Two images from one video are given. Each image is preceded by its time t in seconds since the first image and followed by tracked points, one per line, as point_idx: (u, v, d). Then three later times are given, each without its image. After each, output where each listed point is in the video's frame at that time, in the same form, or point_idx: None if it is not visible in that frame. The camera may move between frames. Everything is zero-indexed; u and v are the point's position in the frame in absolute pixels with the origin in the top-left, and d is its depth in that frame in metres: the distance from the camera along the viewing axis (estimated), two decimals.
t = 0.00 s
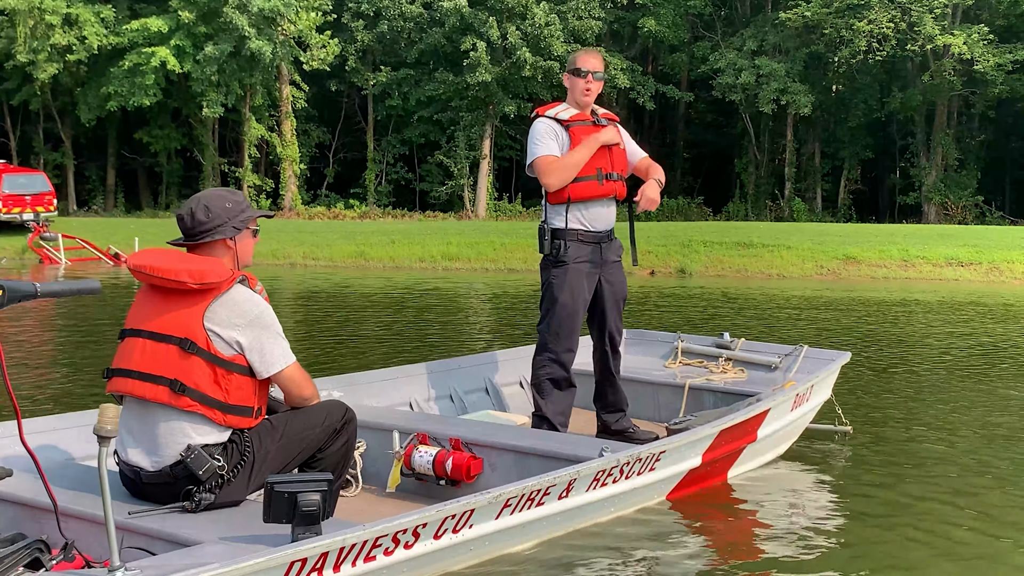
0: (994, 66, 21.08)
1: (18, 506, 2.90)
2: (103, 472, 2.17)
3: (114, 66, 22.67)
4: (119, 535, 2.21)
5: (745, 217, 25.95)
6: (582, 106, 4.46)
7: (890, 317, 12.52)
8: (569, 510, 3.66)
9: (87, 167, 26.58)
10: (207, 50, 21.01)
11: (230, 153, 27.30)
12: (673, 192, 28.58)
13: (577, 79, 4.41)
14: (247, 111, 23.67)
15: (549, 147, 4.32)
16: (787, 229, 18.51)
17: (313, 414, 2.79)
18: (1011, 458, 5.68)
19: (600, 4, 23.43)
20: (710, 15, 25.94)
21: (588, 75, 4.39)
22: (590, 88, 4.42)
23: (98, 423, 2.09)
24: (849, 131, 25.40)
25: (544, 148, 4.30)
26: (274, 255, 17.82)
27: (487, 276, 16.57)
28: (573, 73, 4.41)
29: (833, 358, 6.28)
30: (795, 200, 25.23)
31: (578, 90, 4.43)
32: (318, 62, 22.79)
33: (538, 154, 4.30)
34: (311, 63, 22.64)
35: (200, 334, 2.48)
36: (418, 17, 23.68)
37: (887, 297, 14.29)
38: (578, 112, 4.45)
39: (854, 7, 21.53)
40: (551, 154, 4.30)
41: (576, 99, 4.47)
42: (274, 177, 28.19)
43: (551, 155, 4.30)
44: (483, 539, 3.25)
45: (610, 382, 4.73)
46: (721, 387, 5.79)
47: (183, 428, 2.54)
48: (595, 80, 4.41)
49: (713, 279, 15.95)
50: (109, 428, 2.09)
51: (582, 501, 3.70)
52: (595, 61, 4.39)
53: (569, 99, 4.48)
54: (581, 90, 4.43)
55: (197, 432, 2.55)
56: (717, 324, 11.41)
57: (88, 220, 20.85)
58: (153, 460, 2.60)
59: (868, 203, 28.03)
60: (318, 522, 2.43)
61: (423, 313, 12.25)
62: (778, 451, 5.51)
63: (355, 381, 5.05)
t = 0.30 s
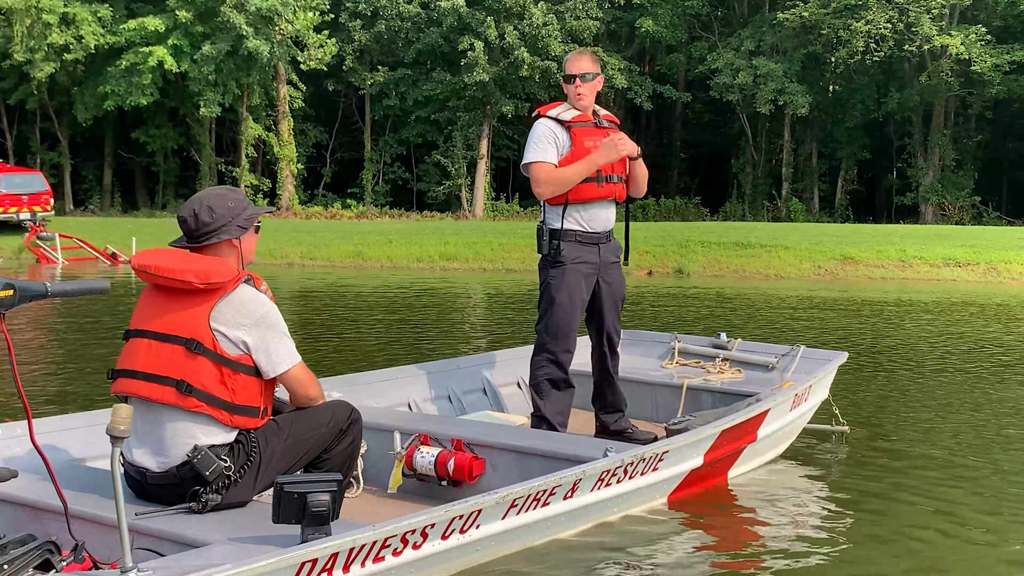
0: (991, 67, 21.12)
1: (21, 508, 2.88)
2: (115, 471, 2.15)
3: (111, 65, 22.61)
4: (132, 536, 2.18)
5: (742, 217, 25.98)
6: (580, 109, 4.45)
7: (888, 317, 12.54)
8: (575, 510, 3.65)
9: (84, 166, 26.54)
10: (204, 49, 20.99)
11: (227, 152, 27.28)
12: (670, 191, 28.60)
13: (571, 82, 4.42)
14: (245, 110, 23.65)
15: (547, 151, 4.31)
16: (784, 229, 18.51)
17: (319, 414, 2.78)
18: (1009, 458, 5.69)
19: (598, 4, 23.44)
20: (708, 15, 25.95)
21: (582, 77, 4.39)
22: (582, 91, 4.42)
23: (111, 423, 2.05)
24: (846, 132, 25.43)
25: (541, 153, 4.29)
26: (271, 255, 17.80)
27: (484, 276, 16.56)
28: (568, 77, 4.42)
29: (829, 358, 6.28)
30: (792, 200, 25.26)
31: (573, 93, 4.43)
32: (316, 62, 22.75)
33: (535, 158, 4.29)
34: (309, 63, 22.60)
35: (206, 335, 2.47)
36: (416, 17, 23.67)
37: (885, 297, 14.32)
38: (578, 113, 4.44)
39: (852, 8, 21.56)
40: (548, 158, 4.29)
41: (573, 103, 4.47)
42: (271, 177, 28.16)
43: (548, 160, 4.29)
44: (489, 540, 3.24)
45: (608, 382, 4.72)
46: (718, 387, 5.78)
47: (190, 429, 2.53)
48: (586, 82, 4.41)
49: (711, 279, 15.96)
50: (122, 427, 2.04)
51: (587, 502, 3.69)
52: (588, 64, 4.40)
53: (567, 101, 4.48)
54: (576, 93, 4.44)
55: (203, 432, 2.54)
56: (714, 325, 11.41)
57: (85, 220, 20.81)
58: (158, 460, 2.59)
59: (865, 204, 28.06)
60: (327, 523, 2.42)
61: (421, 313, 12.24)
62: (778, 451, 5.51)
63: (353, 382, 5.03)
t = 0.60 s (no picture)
0: (990, 67, 21.13)
1: (26, 511, 2.87)
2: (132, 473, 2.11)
3: (110, 65, 22.57)
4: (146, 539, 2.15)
5: (741, 217, 26.00)
6: (582, 109, 4.43)
7: (888, 317, 12.55)
8: (580, 511, 3.63)
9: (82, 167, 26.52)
10: (203, 49, 20.98)
11: (225, 152, 27.26)
12: (668, 192, 28.61)
13: (570, 86, 4.40)
14: (243, 110, 23.63)
15: (546, 155, 4.31)
16: (783, 229, 18.51)
17: (326, 414, 2.77)
18: (1010, 458, 5.69)
19: (597, 4, 23.44)
20: (706, 16, 25.95)
21: (582, 80, 4.37)
22: (584, 92, 4.40)
23: (125, 424, 2.01)
24: (845, 132, 25.46)
25: (540, 157, 4.29)
26: (270, 255, 17.78)
27: (483, 276, 16.55)
28: (567, 80, 4.41)
29: (828, 358, 6.27)
30: (791, 200, 25.28)
31: (574, 96, 4.41)
32: (314, 62, 22.70)
33: (535, 162, 4.29)
34: (308, 63, 22.55)
35: (214, 335, 2.46)
36: (414, 17, 23.67)
37: (884, 297, 14.32)
38: (579, 115, 4.43)
39: (851, 8, 21.56)
40: (547, 164, 4.29)
41: (574, 104, 4.45)
42: (270, 177, 28.14)
43: (547, 165, 4.29)
44: (497, 541, 3.23)
45: (608, 382, 4.72)
46: (717, 387, 5.77)
47: (198, 429, 2.52)
48: (587, 83, 4.38)
49: (711, 280, 15.96)
50: (136, 428, 2.00)
51: (592, 501, 3.68)
52: (586, 66, 4.38)
53: (568, 103, 4.46)
54: (577, 96, 4.42)
55: (211, 434, 2.53)
56: (714, 325, 11.42)
57: (83, 220, 20.80)
58: (166, 462, 2.58)
59: (864, 204, 28.05)
60: (338, 524, 2.40)
61: (420, 313, 12.23)
62: (778, 451, 5.50)
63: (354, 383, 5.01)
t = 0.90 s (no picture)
0: (990, 67, 21.14)
1: (33, 512, 2.84)
2: (147, 475, 2.08)
3: (110, 64, 22.55)
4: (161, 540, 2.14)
5: (741, 217, 26.00)
6: (583, 109, 4.42)
7: (888, 318, 12.54)
8: (588, 512, 3.62)
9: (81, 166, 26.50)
10: (203, 48, 20.97)
11: (225, 152, 27.25)
12: (668, 192, 28.62)
13: (572, 86, 4.39)
14: (242, 110, 23.60)
15: (550, 152, 4.28)
16: (784, 229, 18.51)
17: (335, 415, 2.76)
18: (1013, 459, 5.68)
19: (597, 4, 23.45)
20: (706, 16, 25.96)
21: (584, 81, 4.36)
22: (587, 93, 4.38)
23: (142, 426, 2.02)
24: (845, 132, 25.50)
25: (543, 153, 4.26)
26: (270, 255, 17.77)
27: (483, 276, 16.56)
28: (570, 80, 4.39)
29: (828, 358, 6.27)
30: (791, 200, 25.28)
31: (575, 97, 4.40)
32: (314, 62, 22.66)
33: (538, 159, 4.25)
34: (308, 63, 22.53)
35: (223, 336, 2.45)
36: (415, 17, 23.67)
37: (884, 298, 14.32)
38: (580, 114, 4.41)
39: (851, 8, 21.56)
40: (550, 161, 4.26)
41: (575, 104, 4.43)
42: (269, 177, 28.12)
43: (550, 161, 4.26)
44: (506, 542, 3.22)
45: (611, 382, 4.70)
46: (718, 387, 5.77)
47: (208, 431, 2.51)
48: (591, 84, 4.37)
49: (711, 279, 15.96)
50: (154, 431, 2.01)
51: (600, 502, 3.67)
52: (589, 66, 4.36)
53: (569, 102, 4.44)
54: (579, 96, 4.40)
55: (221, 435, 2.52)
56: (714, 325, 11.41)
57: (83, 219, 20.78)
58: (175, 463, 2.56)
59: (863, 204, 28.04)
60: (351, 526, 2.37)
61: (420, 313, 12.21)
62: (779, 451, 5.50)
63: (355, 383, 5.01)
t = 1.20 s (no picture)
0: (991, 67, 21.15)
1: (41, 514, 2.83)
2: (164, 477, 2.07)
3: (111, 63, 22.53)
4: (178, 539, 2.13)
5: (742, 216, 25.99)
6: (587, 108, 4.41)
7: (890, 317, 12.53)
8: (596, 512, 3.62)
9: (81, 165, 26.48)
10: (204, 48, 20.97)
11: (226, 152, 27.24)
12: (669, 191, 28.62)
13: (577, 83, 4.38)
14: (243, 109, 23.59)
15: (553, 153, 4.28)
16: (785, 229, 18.50)
17: (344, 415, 2.75)
18: (1014, 458, 5.67)
19: (598, 3, 23.44)
20: (706, 15, 25.95)
21: (589, 79, 4.35)
22: (592, 91, 4.38)
23: (160, 428, 1.98)
24: (845, 131, 25.52)
25: (546, 154, 4.27)
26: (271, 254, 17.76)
27: (484, 275, 16.56)
28: (575, 77, 4.37)
29: (828, 358, 6.27)
30: (791, 200, 25.28)
31: (580, 94, 4.39)
32: (315, 61, 22.60)
33: (541, 161, 4.26)
34: (308, 62, 22.49)
35: (234, 337, 2.44)
36: (415, 16, 23.66)
37: (885, 297, 14.31)
38: (584, 113, 4.40)
39: (852, 7, 21.55)
40: (553, 162, 4.27)
41: (580, 102, 4.42)
42: (270, 176, 28.12)
43: (552, 163, 4.27)
44: (515, 544, 3.21)
45: (612, 382, 4.71)
46: (718, 387, 5.77)
47: (218, 431, 2.50)
48: (596, 82, 4.37)
49: (712, 279, 15.96)
50: (172, 432, 1.97)
51: (608, 503, 3.67)
52: (595, 65, 4.35)
53: (574, 100, 4.43)
54: (584, 94, 4.39)
55: (231, 437, 2.51)
56: (714, 324, 11.40)
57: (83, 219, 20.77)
58: (185, 464, 2.55)
59: (864, 203, 28.02)
60: (365, 528, 2.36)
61: (421, 313, 12.20)
62: (781, 450, 5.50)
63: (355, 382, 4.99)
